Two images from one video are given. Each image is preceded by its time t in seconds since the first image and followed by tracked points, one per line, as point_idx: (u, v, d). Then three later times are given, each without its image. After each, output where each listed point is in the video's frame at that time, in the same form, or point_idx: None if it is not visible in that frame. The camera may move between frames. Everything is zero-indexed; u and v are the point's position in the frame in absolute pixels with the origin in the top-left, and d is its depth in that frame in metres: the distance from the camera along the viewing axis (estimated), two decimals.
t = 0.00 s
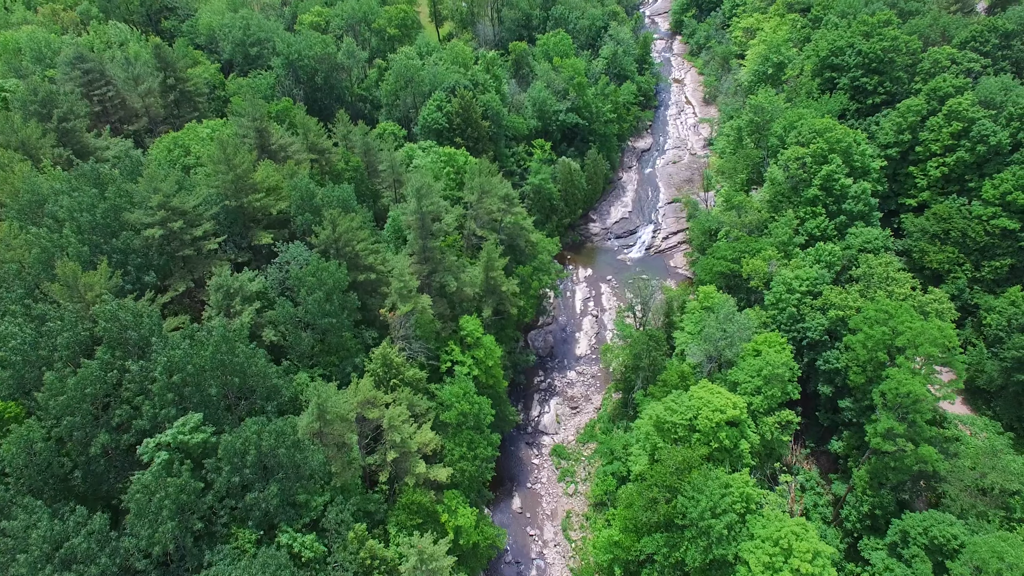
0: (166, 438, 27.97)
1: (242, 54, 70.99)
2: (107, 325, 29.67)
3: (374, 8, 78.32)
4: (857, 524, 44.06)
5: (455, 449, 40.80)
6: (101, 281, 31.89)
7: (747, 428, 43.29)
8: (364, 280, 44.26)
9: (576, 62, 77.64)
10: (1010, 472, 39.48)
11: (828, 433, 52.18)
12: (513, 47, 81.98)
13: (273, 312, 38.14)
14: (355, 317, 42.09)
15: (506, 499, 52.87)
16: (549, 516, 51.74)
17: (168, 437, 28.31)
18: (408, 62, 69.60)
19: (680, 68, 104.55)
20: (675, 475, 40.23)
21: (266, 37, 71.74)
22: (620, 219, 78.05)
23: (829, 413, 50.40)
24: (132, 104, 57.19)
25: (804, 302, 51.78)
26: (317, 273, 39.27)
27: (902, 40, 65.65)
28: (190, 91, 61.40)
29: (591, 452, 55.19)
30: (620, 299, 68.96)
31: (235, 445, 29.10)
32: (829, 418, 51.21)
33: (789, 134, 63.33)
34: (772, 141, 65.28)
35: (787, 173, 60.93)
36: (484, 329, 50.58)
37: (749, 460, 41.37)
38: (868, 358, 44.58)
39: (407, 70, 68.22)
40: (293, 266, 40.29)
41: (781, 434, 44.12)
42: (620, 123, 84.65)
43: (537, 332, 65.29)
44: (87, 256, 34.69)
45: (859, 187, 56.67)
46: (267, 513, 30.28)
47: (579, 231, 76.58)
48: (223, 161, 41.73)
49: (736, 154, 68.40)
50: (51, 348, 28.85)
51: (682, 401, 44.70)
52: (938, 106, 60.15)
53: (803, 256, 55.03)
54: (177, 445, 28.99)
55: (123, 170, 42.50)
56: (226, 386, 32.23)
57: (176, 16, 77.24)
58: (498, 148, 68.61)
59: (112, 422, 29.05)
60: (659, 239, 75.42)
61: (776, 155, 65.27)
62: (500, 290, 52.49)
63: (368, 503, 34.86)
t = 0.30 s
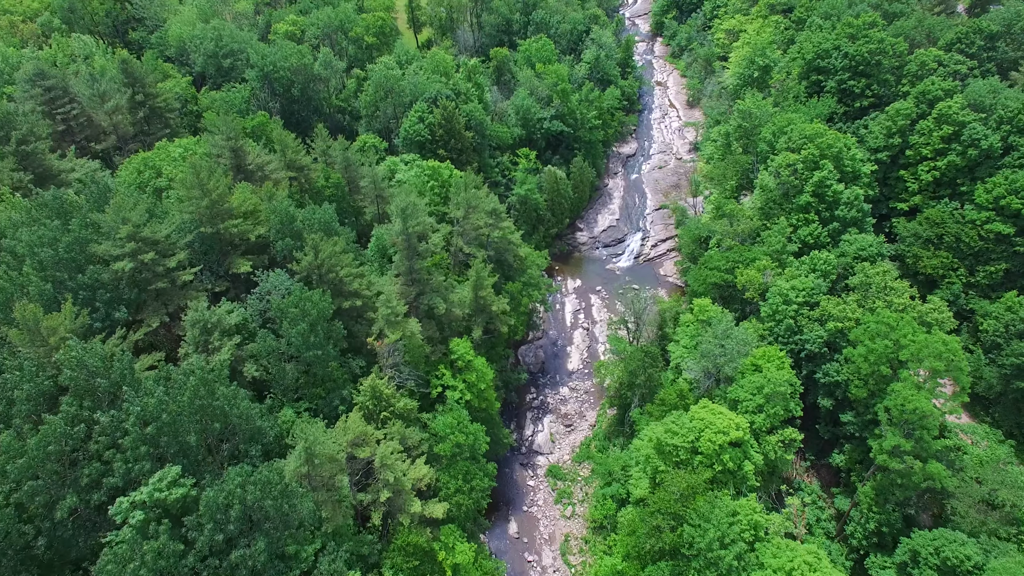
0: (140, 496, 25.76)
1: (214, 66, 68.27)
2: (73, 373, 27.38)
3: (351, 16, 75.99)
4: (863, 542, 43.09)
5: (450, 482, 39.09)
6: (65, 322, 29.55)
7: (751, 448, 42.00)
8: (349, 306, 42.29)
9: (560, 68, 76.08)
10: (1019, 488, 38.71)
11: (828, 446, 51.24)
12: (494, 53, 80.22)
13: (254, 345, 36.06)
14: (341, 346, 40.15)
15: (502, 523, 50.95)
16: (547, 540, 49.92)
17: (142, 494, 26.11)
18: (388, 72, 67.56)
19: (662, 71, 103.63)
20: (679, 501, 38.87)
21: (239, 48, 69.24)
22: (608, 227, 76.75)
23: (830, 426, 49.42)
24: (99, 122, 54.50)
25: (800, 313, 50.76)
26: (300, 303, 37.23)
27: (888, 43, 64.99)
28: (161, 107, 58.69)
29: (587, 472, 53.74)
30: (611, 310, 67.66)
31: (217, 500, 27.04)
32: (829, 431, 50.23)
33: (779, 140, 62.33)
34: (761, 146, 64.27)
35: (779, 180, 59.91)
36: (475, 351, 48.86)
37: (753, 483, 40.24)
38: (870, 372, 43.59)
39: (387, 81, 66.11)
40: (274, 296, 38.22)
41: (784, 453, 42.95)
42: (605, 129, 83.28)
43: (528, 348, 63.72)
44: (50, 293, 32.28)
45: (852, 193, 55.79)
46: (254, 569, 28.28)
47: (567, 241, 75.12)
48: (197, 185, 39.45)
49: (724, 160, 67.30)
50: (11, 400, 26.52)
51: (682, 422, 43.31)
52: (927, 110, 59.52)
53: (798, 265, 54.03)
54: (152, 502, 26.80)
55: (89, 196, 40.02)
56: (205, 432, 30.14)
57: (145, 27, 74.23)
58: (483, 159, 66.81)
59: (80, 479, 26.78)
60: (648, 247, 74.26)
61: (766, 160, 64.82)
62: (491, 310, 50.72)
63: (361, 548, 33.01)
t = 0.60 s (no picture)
0: (114, 565, 23.61)
1: (186, 80, 65.62)
2: (38, 430, 25.12)
3: (328, 25, 73.74)
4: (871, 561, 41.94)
5: (447, 518, 37.37)
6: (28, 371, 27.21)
7: (756, 469, 40.69)
8: (336, 335, 40.27)
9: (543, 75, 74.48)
10: None
11: (829, 459, 50.11)
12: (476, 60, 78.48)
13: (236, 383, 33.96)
14: (328, 378, 38.16)
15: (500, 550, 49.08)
16: (547, 566, 48.18)
17: (116, 561, 23.95)
18: (367, 82, 65.50)
19: (645, 74, 102.60)
20: (686, 529, 37.50)
21: (212, 60, 66.80)
22: (596, 236, 75.35)
23: (831, 440, 48.32)
24: (64, 142, 51.80)
25: (799, 325, 49.65)
26: (283, 336, 35.16)
27: (875, 45, 64.30)
28: (130, 124, 55.91)
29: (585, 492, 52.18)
30: (603, 322, 66.29)
31: (200, 563, 25.00)
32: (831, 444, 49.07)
33: (770, 146, 61.35)
34: (752, 152, 63.22)
35: (771, 187, 58.86)
36: (467, 374, 47.04)
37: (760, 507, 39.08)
38: (874, 388, 42.52)
39: (367, 92, 64.05)
40: (256, 329, 36.14)
41: (790, 473, 41.74)
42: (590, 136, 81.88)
43: (519, 364, 62.04)
44: (11, 336, 29.87)
45: (846, 199, 54.86)
46: None
47: (555, 251, 73.60)
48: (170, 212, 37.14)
49: (714, 167, 66.10)
50: None
51: (685, 445, 41.92)
52: (917, 113, 58.79)
53: (793, 275, 52.99)
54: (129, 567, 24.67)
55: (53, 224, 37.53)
56: (185, 484, 28.03)
57: (112, 39, 71.27)
58: (468, 170, 64.96)
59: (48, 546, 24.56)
60: (638, 256, 73.01)
61: (756, 166, 63.85)
62: (482, 331, 48.96)
63: None
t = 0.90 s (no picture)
0: None
1: (152, 95, 62.92)
2: None
3: (300, 35, 71.39)
4: None
5: (442, 557, 35.91)
6: None
7: (758, 490, 39.61)
8: (319, 368, 38.39)
9: (523, 82, 72.87)
10: None
11: (827, 470, 49.10)
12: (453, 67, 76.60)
13: (214, 427, 31.98)
14: (311, 415, 36.26)
15: None
16: None
17: None
18: (342, 95, 63.38)
19: (624, 76, 101.69)
20: (691, 558, 36.70)
21: (178, 73, 64.05)
22: (581, 245, 74.01)
23: (830, 452, 47.27)
24: (21, 166, 48.90)
25: (794, 336, 48.73)
26: (263, 375, 33.21)
27: (858, 47, 63.70)
28: (93, 144, 52.94)
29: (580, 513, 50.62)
30: (591, 335, 64.94)
31: None
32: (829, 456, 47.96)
33: (757, 152, 60.44)
34: (739, 156, 62.34)
35: (759, 194, 57.95)
36: (456, 398, 45.33)
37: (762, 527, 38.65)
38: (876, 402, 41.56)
39: (342, 104, 61.92)
40: (233, 366, 34.03)
41: (792, 493, 40.72)
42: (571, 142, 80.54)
43: (507, 381, 60.28)
44: None
45: (836, 205, 54.10)
46: None
47: (540, 262, 72.11)
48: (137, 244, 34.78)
49: (700, 173, 65.00)
50: None
51: (684, 467, 40.75)
52: (903, 116, 58.25)
53: (785, 284, 52.15)
54: None
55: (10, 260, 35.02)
56: (160, 546, 26.02)
57: (71, 53, 68.01)
58: (449, 183, 63.17)
59: None
60: (624, 264, 71.86)
61: (743, 172, 63.01)
62: (471, 354, 47.36)
63: None
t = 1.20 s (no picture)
0: None
1: (122, 110, 60.26)
2: None
3: (276, 44, 69.09)
4: None
5: None
6: None
7: (765, 515, 38.45)
8: (307, 402, 36.44)
9: (508, 89, 71.14)
10: None
11: (832, 485, 47.95)
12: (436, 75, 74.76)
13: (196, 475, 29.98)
14: (299, 453, 34.31)
15: None
16: None
17: None
18: (323, 107, 61.23)
19: (608, 80, 100.50)
20: None
21: (150, 87, 61.39)
22: (571, 256, 72.54)
23: (834, 468, 46.13)
24: None
25: (795, 351, 47.65)
26: (247, 416, 31.22)
27: (847, 51, 62.84)
28: (60, 165, 49.93)
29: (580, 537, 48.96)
30: (584, 349, 63.45)
31: None
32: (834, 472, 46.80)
33: (750, 160, 59.32)
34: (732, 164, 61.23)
35: (754, 203, 56.82)
36: (449, 425, 43.58)
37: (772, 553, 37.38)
38: (883, 420, 40.44)
39: (322, 117, 59.70)
40: (214, 407, 31.89)
41: (800, 515, 39.59)
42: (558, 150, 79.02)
43: (500, 400, 58.49)
44: None
45: (832, 213, 53.13)
46: None
47: (530, 274, 70.52)
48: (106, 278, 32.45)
49: (692, 181, 63.75)
50: None
51: (688, 494, 39.27)
52: (895, 121, 57.46)
53: (783, 296, 51.08)
54: None
55: None
56: None
57: (35, 66, 65.03)
58: (435, 197, 61.34)
59: None
60: (616, 275, 70.52)
61: (735, 180, 61.95)
62: (464, 378, 45.63)
63: None
